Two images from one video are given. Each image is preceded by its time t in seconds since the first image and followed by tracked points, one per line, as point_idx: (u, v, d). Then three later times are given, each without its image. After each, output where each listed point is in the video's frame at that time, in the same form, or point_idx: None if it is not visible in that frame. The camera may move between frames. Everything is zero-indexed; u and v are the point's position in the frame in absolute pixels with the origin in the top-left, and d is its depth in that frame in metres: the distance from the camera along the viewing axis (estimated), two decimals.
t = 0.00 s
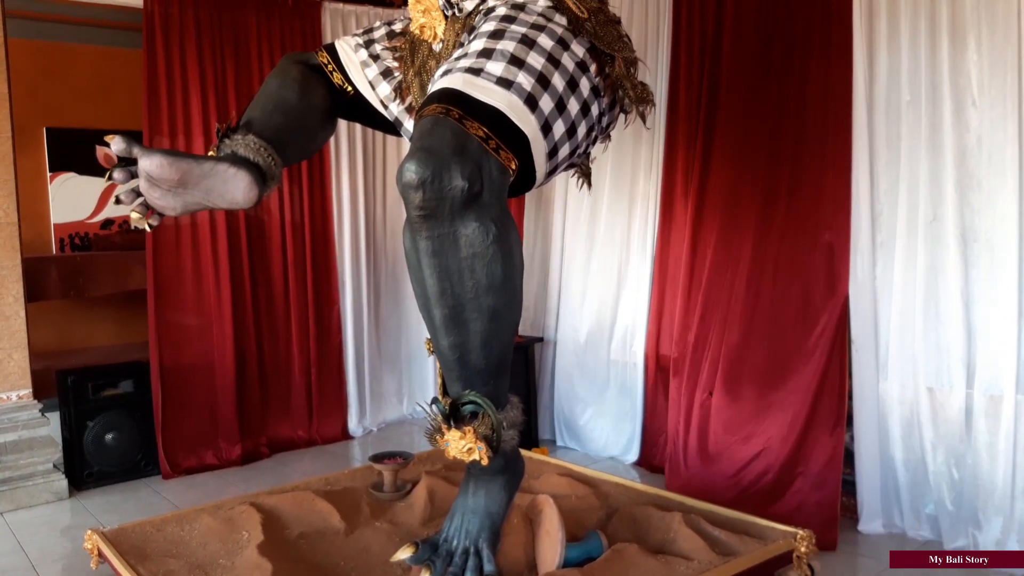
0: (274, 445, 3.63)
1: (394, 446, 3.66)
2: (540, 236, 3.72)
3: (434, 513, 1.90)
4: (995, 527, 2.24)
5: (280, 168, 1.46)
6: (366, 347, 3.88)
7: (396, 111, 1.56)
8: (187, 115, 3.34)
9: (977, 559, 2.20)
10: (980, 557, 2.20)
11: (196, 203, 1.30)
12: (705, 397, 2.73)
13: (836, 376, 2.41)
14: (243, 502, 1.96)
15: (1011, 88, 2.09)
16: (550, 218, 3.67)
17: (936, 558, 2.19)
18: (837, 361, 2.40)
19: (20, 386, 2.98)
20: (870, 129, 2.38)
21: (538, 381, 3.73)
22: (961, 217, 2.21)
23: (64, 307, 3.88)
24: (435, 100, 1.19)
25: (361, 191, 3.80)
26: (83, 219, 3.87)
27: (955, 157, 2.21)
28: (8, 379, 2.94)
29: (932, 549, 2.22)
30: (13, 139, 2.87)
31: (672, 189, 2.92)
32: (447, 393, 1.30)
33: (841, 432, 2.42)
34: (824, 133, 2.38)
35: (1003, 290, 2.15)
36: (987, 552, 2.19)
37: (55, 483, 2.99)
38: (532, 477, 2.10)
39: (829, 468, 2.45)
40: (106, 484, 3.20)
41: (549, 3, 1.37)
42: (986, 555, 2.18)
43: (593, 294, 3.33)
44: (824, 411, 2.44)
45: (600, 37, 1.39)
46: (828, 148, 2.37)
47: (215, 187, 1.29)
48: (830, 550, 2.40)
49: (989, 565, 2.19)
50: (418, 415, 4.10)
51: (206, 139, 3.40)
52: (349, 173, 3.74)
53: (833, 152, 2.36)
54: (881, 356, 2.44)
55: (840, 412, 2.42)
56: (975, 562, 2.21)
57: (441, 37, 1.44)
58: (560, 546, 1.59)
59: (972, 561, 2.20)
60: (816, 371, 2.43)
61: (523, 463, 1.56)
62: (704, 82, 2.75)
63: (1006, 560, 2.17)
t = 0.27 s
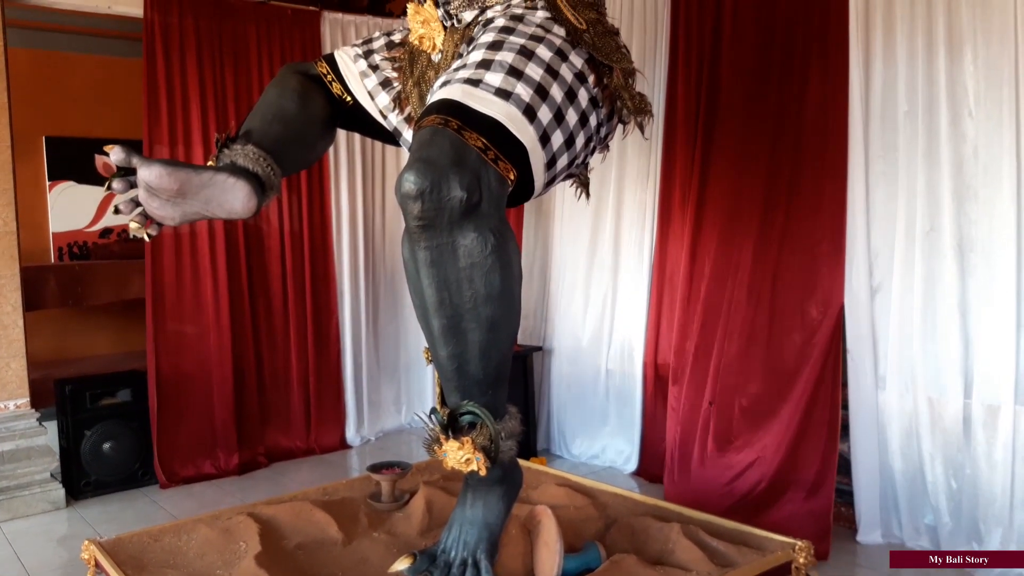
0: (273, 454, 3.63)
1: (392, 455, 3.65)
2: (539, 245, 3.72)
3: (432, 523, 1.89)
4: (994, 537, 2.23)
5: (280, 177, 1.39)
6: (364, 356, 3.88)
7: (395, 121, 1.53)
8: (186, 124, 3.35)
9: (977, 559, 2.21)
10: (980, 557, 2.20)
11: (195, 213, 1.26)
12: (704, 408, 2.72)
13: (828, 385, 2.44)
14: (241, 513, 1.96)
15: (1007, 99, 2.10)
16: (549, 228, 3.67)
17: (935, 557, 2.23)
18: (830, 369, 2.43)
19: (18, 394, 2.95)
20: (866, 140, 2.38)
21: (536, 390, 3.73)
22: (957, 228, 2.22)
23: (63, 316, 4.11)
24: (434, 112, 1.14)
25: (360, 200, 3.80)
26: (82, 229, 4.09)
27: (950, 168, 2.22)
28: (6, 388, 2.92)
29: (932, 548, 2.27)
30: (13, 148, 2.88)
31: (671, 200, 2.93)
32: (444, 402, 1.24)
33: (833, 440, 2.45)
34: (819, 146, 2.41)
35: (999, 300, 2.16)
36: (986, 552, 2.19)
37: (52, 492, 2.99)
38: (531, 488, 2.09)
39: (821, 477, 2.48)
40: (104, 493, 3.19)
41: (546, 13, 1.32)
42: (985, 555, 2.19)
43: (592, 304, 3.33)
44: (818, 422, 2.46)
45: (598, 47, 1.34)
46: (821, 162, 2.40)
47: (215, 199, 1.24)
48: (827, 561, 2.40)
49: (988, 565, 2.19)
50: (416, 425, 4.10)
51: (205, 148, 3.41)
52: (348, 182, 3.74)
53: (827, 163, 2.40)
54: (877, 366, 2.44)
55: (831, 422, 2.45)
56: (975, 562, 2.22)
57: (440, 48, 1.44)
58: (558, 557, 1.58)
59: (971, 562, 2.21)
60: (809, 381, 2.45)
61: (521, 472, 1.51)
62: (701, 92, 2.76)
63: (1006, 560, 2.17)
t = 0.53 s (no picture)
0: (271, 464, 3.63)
1: (391, 467, 3.64)
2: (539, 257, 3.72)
3: (430, 536, 1.88)
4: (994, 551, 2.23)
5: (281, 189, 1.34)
6: (364, 367, 3.88)
7: (396, 134, 1.48)
8: (188, 134, 3.36)
9: (976, 559, 2.20)
10: (980, 557, 2.20)
11: (196, 224, 1.20)
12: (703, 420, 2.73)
13: (823, 397, 2.46)
14: (240, 524, 1.96)
15: (1005, 113, 2.11)
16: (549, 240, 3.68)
17: (936, 557, 2.23)
18: (825, 381, 2.45)
19: (17, 404, 2.94)
20: (865, 154, 2.39)
21: (535, 402, 3.72)
22: (956, 242, 2.22)
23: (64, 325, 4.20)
24: (435, 125, 1.08)
25: (360, 211, 3.80)
26: (82, 238, 4.17)
27: (949, 182, 2.23)
28: (5, 398, 2.91)
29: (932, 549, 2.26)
30: (14, 158, 2.88)
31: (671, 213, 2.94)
32: (443, 413, 1.17)
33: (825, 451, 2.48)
34: (817, 161, 2.43)
35: (998, 314, 2.16)
36: (986, 552, 2.20)
37: (50, 503, 2.98)
38: (530, 500, 2.09)
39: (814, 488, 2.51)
40: (102, 504, 3.19)
41: (545, 27, 1.26)
42: (985, 555, 2.19)
43: (592, 316, 3.34)
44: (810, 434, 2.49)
45: (597, 60, 1.27)
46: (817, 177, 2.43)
47: (215, 210, 1.19)
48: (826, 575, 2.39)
49: (989, 565, 2.20)
50: (415, 436, 4.09)
51: (206, 158, 3.42)
52: (348, 192, 3.75)
53: (825, 177, 2.42)
54: (876, 380, 2.44)
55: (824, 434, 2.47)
56: (975, 562, 2.21)
57: (442, 61, 1.36)
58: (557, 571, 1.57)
59: (971, 562, 2.20)
60: (805, 393, 2.47)
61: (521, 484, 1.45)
62: (701, 106, 2.78)
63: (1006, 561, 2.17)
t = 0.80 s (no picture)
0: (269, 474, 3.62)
1: (389, 479, 3.62)
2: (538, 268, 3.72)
3: (429, 548, 1.88)
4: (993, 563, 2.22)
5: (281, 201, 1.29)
6: (362, 378, 3.88)
7: (396, 146, 1.42)
8: (188, 144, 3.37)
9: (977, 558, 2.22)
10: (980, 558, 2.22)
11: (196, 235, 1.14)
12: (701, 432, 2.73)
13: (820, 408, 2.47)
14: (237, 536, 1.95)
15: (1003, 127, 2.12)
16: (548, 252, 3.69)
17: (936, 558, 2.28)
18: (823, 392, 2.46)
19: (15, 414, 2.93)
20: (862, 166, 2.41)
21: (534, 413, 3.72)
22: (955, 254, 2.22)
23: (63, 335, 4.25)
24: (436, 136, 1.00)
25: (360, 222, 3.81)
26: (82, 248, 4.22)
27: (947, 194, 2.23)
28: (3, 408, 2.91)
29: (932, 550, 2.31)
30: (14, 168, 2.89)
31: (670, 225, 2.95)
32: (441, 425, 1.10)
33: (822, 462, 2.49)
34: (814, 174, 2.45)
35: (996, 327, 2.16)
36: (986, 553, 2.21)
37: (47, 514, 2.98)
38: (529, 513, 2.08)
39: (811, 502, 2.51)
40: (99, 515, 3.18)
41: (545, 40, 1.19)
42: (986, 556, 2.20)
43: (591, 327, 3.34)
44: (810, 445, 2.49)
45: (598, 71, 1.20)
46: (816, 189, 2.44)
47: (216, 221, 1.13)
48: None
49: (989, 565, 2.21)
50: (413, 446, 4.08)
51: (207, 169, 3.42)
52: (348, 203, 3.76)
53: (822, 189, 2.43)
54: (874, 392, 2.44)
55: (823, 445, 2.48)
56: (975, 563, 2.23)
57: (443, 74, 1.28)
58: None
59: (972, 561, 2.22)
60: (802, 404, 2.47)
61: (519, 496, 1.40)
62: (699, 119, 2.79)
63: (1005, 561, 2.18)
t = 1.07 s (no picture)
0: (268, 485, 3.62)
1: (389, 491, 3.61)
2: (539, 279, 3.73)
3: (428, 561, 1.87)
4: None
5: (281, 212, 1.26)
6: (362, 389, 3.87)
7: (396, 158, 1.35)
8: (189, 155, 3.37)
9: (976, 558, 2.21)
10: (980, 557, 2.20)
11: (196, 246, 1.10)
12: (700, 443, 2.73)
13: (819, 421, 2.48)
14: (236, 548, 1.94)
15: (1000, 140, 2.12)
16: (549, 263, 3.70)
17: (936, 557, 2.27)
18: (821, 404, 2.47)
19: (13, 425, 2.92)
20: (860, 179, 2.42)
21: (534, 424, 3.71)
22: (954, 267, 2.22)
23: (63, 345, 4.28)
24: (435, 149, 0.95)
25: (360, 233, 3.82)
26: (82, 259, 4.25)
27: (946, 207, 2.23)
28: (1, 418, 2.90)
29: (932, 549, 2.30)
30: (15, 178, 2.89)
31: (669, 238, 2.95)
32: (440, 437, 1.03)
33: (821, 473, 2.50)
34: (812, 186, 2.46)
35: (995, 339, 2.16)
36: (986, 552, 2.20)
37: (45, 524, 2.97)
38: (528, 525, 2.07)
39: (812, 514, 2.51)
40: (97, 526, 3.17)
41: (545, 53, 1.12)
42: (986, 555, 2.19)
43: (590, 339, 3.35)
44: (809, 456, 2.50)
45: (596, 86, 1.13)
46: (814, 202, 2.46)
47: (215, 232, 1.09)
48: None
49: (990, 566, 2.20)
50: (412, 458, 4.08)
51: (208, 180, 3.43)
52: (348, 214, 3.77)
53: (821, 202, 2.44)
54: (874, 405, 2.43)
55: (823, 455, 2.49)
56: (975, 562, 2.22)
57: (443, 86, 1.23)
58: None
59: (971, 561, 2.21)
60: (800, 415, 2.48)
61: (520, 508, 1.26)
62: (699, 132, 2.81)
63: (1005, 560, 2.17)
